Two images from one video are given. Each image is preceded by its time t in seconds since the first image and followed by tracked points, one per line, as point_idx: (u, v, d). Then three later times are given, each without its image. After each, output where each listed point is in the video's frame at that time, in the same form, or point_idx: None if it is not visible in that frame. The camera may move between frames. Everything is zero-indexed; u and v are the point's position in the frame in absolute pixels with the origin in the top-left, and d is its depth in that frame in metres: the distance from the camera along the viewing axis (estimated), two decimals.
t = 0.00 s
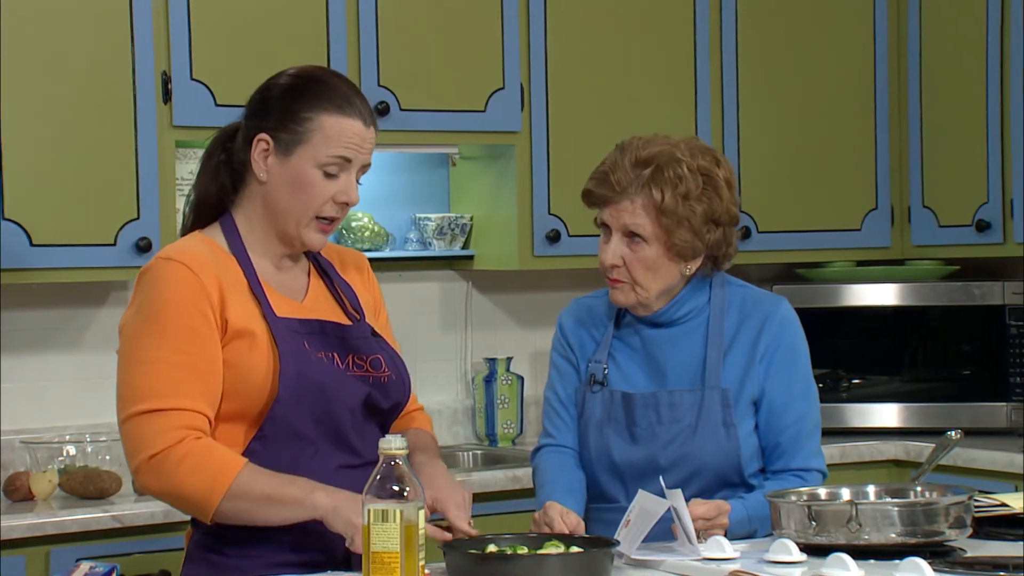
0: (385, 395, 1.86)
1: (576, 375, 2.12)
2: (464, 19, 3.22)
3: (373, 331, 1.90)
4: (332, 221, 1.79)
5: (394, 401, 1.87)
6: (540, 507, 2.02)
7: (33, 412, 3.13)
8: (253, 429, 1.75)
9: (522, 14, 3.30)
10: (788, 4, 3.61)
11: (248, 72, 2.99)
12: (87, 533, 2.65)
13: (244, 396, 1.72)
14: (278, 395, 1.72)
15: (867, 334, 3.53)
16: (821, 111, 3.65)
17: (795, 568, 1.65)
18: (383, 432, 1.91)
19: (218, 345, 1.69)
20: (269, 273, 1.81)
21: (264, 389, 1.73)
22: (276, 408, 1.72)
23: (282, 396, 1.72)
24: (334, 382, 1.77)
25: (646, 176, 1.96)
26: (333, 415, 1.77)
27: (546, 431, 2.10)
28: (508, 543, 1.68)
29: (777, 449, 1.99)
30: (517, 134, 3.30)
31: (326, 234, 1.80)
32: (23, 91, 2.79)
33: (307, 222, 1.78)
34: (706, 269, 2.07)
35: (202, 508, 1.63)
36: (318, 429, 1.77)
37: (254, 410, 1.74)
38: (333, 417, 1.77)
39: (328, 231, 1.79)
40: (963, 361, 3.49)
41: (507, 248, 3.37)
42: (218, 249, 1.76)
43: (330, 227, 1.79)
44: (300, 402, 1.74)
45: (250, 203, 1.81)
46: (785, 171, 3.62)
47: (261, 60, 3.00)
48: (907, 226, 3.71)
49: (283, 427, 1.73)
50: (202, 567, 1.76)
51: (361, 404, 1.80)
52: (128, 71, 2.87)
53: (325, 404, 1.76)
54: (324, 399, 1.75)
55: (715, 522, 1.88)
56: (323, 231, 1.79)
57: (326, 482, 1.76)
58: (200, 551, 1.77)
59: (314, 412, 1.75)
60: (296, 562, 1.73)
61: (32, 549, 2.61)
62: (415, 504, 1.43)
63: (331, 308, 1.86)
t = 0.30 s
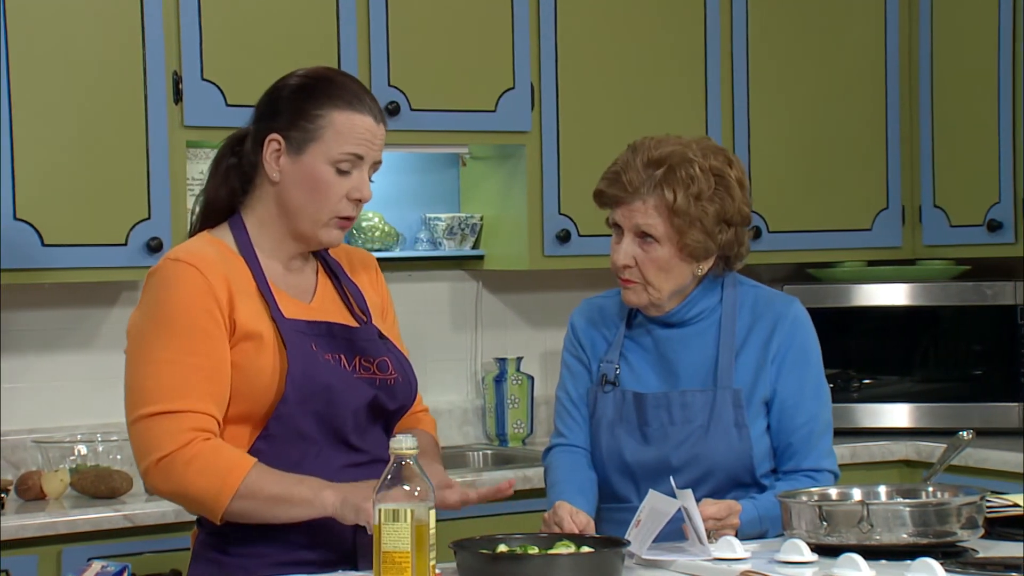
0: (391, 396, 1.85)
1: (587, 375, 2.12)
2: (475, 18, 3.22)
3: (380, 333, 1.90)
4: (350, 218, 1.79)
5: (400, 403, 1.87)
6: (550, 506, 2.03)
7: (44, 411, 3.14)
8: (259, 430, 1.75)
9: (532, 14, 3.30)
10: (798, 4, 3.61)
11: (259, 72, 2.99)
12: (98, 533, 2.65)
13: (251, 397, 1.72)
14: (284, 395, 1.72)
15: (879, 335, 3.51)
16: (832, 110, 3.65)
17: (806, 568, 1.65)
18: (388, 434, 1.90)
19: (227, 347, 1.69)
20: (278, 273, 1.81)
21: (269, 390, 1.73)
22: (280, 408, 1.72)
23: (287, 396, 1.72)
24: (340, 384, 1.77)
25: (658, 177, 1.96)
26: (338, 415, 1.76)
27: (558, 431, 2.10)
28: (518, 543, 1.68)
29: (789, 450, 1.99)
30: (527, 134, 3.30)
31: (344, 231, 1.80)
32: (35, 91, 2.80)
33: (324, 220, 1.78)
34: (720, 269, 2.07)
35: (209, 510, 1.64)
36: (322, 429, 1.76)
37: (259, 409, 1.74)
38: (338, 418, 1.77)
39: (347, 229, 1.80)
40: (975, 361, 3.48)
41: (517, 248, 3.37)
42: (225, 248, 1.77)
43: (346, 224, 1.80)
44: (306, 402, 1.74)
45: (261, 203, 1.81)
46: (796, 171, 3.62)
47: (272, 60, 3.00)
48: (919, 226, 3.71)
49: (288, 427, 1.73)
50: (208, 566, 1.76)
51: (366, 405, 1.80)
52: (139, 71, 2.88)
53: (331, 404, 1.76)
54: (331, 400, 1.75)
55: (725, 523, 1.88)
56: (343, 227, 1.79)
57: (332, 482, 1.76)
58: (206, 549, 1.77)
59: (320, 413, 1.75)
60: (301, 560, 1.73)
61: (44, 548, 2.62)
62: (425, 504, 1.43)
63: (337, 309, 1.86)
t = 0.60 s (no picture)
0: (397, 396, 1.85)
1: (594, 375, 2.12)
2: (482, 18, 3.22)
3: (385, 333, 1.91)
4: (345, 215, 1.79)
5: (405, 403, 1.87)
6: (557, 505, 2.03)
7: (52, 411, 3.15)
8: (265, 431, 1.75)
9: (540, 14, 3.30)
10: (806, 4, 3.60)
11: (267, 73, 2.99)
12: (107, 533, 2.66)
13: (256, 397, 1.72)
14: (290, 396, 1.73)
15: (888, 334, 3.52)
16: (840, 110, 3.64)
17: (815, 569, 1.65)
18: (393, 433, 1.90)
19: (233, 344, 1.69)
20: (283, 273, 1.81)
21: (276, 391, 1.73)
22: (286, 408, 1.73)
23: (292, 396, 1.73)
24: (345, 384, 1.77)
25: (664, 177, 1.96)
26: (342, 415, 1.77)
27: (565, 431, 2.10)
28: (526, 543, 1.68)
29: (796, 450, 1.99)
30: (535, 135, 3.30)
31: (340, 228, 1.80)
32: (44, 92, 2.80)
33: (319, 215, 1.78)
34: (726, 269, 2.06)
35: (220, 503, 1.64)
36: (327, 428, 1.77)
37: (264, 408, 1.74)
38: (342, 418, 1.78)
39: (343, 225, 1.80)
40: (983, 361, 3.48)
41: (525, 248, 3.37)
42: (230, 247, 1.77)
43: (343, 220, 1.80)
44: (312, 403, 1.74)
45: (262, 201, 1.81)
46: (803, 171, 3.61)
47: (280, 61, 3.01)
48: (927, 226, 3.70)
49: (294, 426, 1.74)
50: (214, 564, 1.77)
51: (371, 405, 1.81)
52: (147, 72, 2.88)
53: (336, 403, 1.76)
54: (336, 400, 1.76)
55: (734, 522, 1.87)
56: (338, 224, 1.80)
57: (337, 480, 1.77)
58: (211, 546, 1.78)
59: (326, 413, 1.76)
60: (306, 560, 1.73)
61: (52, 547, 2.62)
62: (434, 504, 1.43)
63: (342, 308, 1.86)
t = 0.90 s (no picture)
0: (398, 396, 1.85)
1: (597, 376, 2.12)
2: (487, 18, 3.22)
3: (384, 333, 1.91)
4: (346, 215, 1.79)
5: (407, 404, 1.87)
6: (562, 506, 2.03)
7: (57, 410, 3.15)
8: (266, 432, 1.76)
9: (544, 14, 3.30)
10: (811, 4, 3.60)
11: (272, 73, 2.99)
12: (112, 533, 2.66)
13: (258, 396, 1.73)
14: (291, 397, 1.73)
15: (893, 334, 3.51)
16: (845, 109, 3.64)
17: (820, 568, 1.65)
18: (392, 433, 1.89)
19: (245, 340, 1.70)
20: (283, 275, 1.81)
21: (277, 387, 1.74)
22: (286, 409, 1.73)
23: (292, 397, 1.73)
24: (345, 384, 1.77)
25: (667, 177, 1.96)
26: (341, 416, 1.77)
27: (570, 432, 2.10)
28: (532, 543, 1.67)
29: (801, 450, 1.98)
30: (540, 134, 3.30)
31: (341, 228, 1.80)
32: (49, 92, 2.80)
33: (321, 216, 1.78)
34: (728, 269, 2.06)
35: (261, 490, 1.65)
36: (326, 429, 1.76)
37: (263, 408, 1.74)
38: (343, 418, 1.77)
39: (343, 225, 1.80)
40: (988, 361, 3.48)
41: (529, 248, 3.37)
42: (231, 248, 1.76)
43: (344, 221, 1.80)
44: (311, 404, 1.74)
45: (262, 202, 1.81)
46: (807, 171, 3.61)
47: (285, 61, 3.01)
48: (931, 226, 3.70)
49: (292, 428, 1.74)
50: (213, 564, 1.76)
51: (371, 406, 1.80)
52: (151, 72, 2.89)
53: (336, 403, 1.76)
54: (336, 401, 1.76)
55: (739, 522, 1.87)
56: (338, 223, 1.80)
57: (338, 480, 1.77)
58: (210, 546, 1.77)
59: (324, 415, 1.76)
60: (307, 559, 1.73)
61: (57, 547, 2.62)
62: (439, 504, 1.43)
63: (342, 309, 1.86)
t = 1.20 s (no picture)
0: (399, 396, 1.85)
1: (600, 376, 2.12)
2: (490, 18, 3.22)
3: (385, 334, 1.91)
4: (350, 216, 1.79)
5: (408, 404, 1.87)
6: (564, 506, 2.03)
7: (60, 410, 3.15)
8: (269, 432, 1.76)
9: (548, 14, 3.30)
10: (815, 3, 3.60)
11: (275, 73, 2.99)
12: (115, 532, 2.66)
13: (260, 396, 1.73)
14: (292, 398, 1.73)
15: (896, 335, 3.51)
16: (848, 109, 3.64)
17: (824, 569, 1.65)
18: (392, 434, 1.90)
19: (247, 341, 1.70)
20: (286, 276, 1.81)
21: (280, 388, 1.74)
22: (287, 409, 1.73)
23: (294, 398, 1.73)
24: (346, 386, 1.77)
25: (671, 177, 1.96)
26: (343, 416, 1.77)
27: (573, 432, 2.11)
28: (535, 543, 1.67)
29: (804, 450, 1.98)
30: (543, 134, 3.30)
31: (345, 229, 1.80)
32: (53, 92, 2.81)
33: (324, 217, 1.78)
34: (732, 269, 2.06)
35: (257, 491, 1.66)
36: (327, 429, 1.77)
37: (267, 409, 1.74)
38: (344, 419, 1.77)
39: (347, 226, 1.80)
40: (992, 361, 3.47)
41: (533, 247, 3.37)
42: (234, 248, 1.77)
43: (347, 222, 1.80)
44: (313, 404, 1.75)
45: (265, 202, 1.81)
46: (810, 171, 3.61)
47: (289, 61, 3.01)
48: (935, 226, 3.70)
49: (295, 428, 1.74)
50: (215, 564, 1.76)
51: (372, 407, 1.81)
52: (155, 72, 2.89)
53: (337, 404, 1.76)
54: (338, 401, 1.76)
55: (742, 522, 1.87)
56: (341, 224, 1.79)
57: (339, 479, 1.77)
58: (212, 547, 1.78)
59: (326, 416, 1.76)
60: (308, 559, 1.73)
61: (61, 546, 2.62)
62: (442, 503, 1.43)
63: (343, 309, 1.86)
